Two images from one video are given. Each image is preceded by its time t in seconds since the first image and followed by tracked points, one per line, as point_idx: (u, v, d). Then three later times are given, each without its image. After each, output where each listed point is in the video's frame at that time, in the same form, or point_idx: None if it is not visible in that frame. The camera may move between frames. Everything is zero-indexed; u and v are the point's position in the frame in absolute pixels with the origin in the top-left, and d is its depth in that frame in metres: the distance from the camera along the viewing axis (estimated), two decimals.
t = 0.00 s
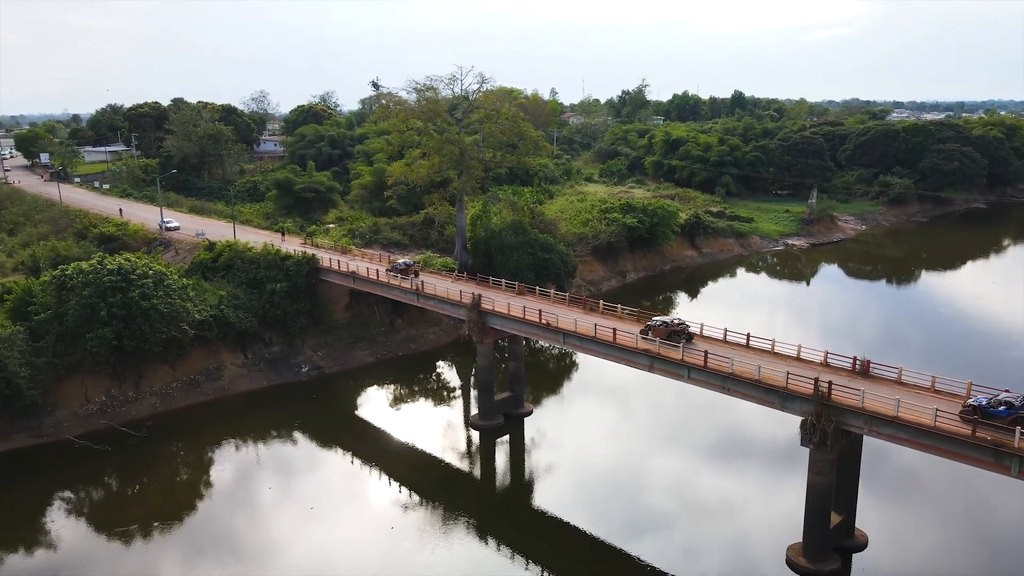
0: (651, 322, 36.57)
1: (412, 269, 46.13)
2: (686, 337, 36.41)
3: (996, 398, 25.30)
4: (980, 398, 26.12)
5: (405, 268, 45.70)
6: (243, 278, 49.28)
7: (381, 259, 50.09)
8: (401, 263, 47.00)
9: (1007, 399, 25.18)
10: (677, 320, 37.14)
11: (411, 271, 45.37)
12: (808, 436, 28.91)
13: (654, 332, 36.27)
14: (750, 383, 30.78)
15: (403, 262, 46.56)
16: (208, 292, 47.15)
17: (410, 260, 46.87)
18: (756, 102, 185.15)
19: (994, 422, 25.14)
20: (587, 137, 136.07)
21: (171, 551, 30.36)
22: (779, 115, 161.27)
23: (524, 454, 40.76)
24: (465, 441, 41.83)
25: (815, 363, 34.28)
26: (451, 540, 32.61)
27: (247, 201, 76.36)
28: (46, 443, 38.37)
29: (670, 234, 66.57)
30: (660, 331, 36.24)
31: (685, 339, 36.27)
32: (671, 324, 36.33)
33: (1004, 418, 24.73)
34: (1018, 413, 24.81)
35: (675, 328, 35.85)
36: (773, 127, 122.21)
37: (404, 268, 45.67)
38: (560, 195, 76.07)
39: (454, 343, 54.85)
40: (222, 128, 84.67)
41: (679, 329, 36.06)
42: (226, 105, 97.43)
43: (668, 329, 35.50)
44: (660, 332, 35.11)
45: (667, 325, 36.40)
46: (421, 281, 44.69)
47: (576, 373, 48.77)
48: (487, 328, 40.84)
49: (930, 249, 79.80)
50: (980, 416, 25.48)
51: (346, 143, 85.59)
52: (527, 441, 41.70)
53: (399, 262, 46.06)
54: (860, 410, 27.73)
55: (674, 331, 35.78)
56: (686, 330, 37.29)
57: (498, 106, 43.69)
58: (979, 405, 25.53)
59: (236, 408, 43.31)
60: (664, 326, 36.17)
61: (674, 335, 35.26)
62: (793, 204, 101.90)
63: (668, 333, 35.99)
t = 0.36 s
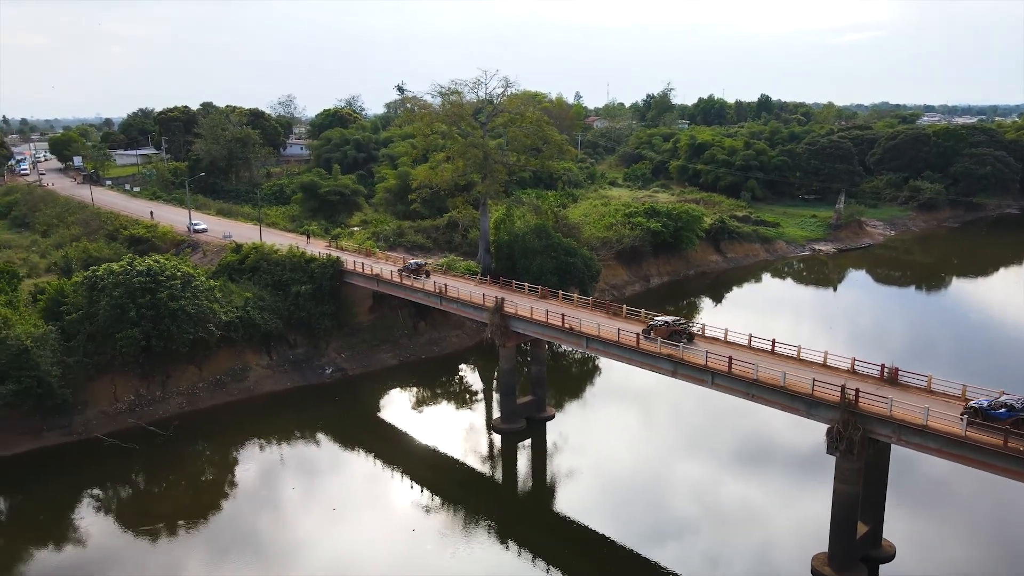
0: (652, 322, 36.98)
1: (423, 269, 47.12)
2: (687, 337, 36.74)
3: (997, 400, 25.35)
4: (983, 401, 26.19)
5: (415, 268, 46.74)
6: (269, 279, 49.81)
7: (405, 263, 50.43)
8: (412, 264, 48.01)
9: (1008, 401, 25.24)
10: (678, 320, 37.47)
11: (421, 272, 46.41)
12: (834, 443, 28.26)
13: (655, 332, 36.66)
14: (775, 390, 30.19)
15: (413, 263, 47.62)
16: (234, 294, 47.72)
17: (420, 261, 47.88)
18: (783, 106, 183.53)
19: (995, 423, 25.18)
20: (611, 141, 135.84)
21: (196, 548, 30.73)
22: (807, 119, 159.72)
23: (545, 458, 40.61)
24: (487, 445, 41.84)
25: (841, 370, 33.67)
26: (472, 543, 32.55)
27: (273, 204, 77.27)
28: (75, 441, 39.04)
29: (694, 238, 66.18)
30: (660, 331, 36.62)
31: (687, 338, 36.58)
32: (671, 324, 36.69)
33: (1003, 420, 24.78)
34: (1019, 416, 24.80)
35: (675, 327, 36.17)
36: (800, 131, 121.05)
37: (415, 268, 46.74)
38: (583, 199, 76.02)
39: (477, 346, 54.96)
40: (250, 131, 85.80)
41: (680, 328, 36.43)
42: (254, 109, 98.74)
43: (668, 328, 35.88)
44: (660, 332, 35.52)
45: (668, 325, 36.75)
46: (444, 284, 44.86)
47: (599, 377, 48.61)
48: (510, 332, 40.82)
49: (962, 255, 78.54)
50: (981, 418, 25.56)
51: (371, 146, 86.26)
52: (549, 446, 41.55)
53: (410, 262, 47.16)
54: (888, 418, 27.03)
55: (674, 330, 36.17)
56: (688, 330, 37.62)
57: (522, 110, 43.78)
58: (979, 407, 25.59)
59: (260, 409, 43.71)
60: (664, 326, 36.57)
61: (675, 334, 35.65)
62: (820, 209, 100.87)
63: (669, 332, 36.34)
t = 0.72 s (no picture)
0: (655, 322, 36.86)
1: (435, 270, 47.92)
2: (688, 338, 36.50)
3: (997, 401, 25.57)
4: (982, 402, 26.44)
5: (428, 269, 47.58)
6: (296, 282, 50.32)
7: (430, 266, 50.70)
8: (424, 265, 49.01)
9: (1007, 403, 25.50)
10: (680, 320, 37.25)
11: (433, 272, 47.28)
12: (862, 452, 27.57)
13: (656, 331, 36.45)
14: (802, 398, 29.58)
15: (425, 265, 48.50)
16: (261, 296, 48.29)
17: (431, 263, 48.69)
18: (812, 110, 181.60)
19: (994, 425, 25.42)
20: (637, 146, 135.38)
21: (222, 547, 31.10)
22: (836, 123, 157.86)
23: (568, 463, 40.44)
24: (510, 449, 41.80)
25: (870, 378, 32.97)
26: (494, 547, 32.50)
27: (301, 207, 78.11)
28: (106, 439, 39.73)
29: (721, 244, 65.65)
30: (662, 331, 36.37)
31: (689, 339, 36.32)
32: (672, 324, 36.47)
33: (1003, 421, 24.96)
34: (1017, 418, 25.04)
35: (676, 327, 35.96)
36: (830, 136, 119.62)
37: (427, 269, 47.64)
38: (609, 203, 75.82)
39: (501, 350, 55.01)
40: (278, 135, 86.88)
41: (681, 328, 36.19)
42: (283, 114, 99.97)
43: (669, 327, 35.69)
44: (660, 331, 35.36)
45: (670, 325, 36.58)
46: (468, 287, 44.95)
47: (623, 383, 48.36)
48: (535, 336, 40.74)
49: (996, 262, 77.10)
50: (982, 420, 25.78)
51: (397, 151, 86.89)
52: (572, 451, 41.36)
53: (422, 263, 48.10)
54: (919, 427, 26.29)
55: (676, 329, 35.97)
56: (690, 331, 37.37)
57: (548, 114, 43.80)
58: (978, 409, 25.92)
59: (286, 410, 44.12)
60: (666, 326, 36.43)
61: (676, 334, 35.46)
62: (849, 215, 99.65)
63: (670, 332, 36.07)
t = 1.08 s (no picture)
0: (658, 323, 37.59)
1: (446, 271, 48.94)
2: (689, 339, 37.34)
3: (996, 405, 25.70)
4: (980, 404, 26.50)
5: (439, 270, 48.61)
6: (321, 286, 50.82)
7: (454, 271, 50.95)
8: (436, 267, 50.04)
9: (1006, 407, 25.68)
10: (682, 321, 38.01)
11: (445, 274, 48.25)
12: (890, 463, 26.88)
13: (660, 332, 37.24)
14: (828, 407, 28.95)
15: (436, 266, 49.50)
16: (287, 299, 48.84)
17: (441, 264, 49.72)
18: (841, 115, 179.48)
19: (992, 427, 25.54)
20: (663, 151, 134.87)
21: (247, 547, 31.36)
22: (866, 128, 155.88)
23: (591, 470, 40.18)
24: (533, 454, 41.69)
25: (899, 388, 32.24)
26: (516, 553, 32.35)
27: (327, 211, 78.86)
28: (135, 439, 40.32)
29: (746, 250, 65.07)
30: (665, 331, 37.11)
31: (689, 340, 37.12)
32: (674, 324, 37.21)
33: (1001, 424, 25.11)
34: (1016, 421, 25.21)
35: (678, 328, 36.77)
36: (859, 141, 118.13)
37: (439, 270, 48.63)
38: (633, 209, 75.55)
39: (524, 355, 54.96)
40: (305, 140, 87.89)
41: (683, 329, 36.99)
42: (310, 119, 101.11)
43: (672, 328, 36.38)
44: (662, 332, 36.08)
45: (672, 326, 37.34)
46: (492, 292, 45.01)
47: (647, 389, 48.04)
48: (557, 342, 40.60)
49: None
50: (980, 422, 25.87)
51: (422, 155, 87.44)
52: (595, 457, 41.12)
53: (433, 265, 49.07)
54: (949, 439, 25.50)
55: (678, 330, 36.79)
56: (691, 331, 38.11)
57: (572, 119, 43.79)
58: (977, 411, 25.99)
59: (310, 413, 44.46)
60: (669, 326, 37.19)
61: (678, 335, 36.23)
62: (879, 221, 98.34)
63: (672, 332, 36.88)
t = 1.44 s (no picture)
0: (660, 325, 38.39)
1: (457, 273, 50.22)
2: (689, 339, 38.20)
3: (989, 409, 25.90)
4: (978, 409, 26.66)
5: (450, 271, 49.93)
6: (344, 290, 51.27)
7: (476, 277, 51.15)
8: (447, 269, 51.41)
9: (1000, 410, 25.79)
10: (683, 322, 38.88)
11: (456, 276, 49.52)
12: (918, 475, 26.02)
13: (661, 334, 38.09)
14: (853, 417, 28.29)
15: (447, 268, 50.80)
16: (311, 303, 49.34)
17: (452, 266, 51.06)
18: (869, 120, 177.37)
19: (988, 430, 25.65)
20: (687, 157, 134.27)
21: (270, 549, 31.54)
22: (895, 134, 153.82)
23: (612, 477, 39.88)
24: (554, 460, 41.51)
25: (928, 398, 31.42)
26: (537, 558, 32.17)
27: (352, 216, 79.54)
28: (161, 440, 40.84)
29: (772, 257, 64.43)
30: (666, 332, 37.96)
31: (690, 341, 38.02)
32: (674, 325, 38.05)
33: (995, 427, 25.21)
34: (1011, 422, 25.22)
35: (678, 329, 37.66)
36: (888, 147, 116.53)
37: (450, 272, 49.91)
38: (657, 215, 75.25)
39: (545, 361, 54.86)
40: (332, 146, 88.83)
41: (683, 330, 37.87)
42: (337, 125, 102.20)
43: (673, 329, 37.15)
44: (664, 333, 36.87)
45: (673, 327, 38.17)
46: (514, 297, 45.06)
47: (670, 396, 47.65)
48: (579, 348, 40.44)
49: None
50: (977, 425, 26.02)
51: (446, 161, 87.96)
52: (616, 464, 40.83)
53: (444, 267, 50.36)
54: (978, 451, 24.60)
55: (678, 331, 37.65)
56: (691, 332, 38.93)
57: (596, 125, 43.77)
58: (973, 414, 26.01)
59: (332, 416, 44.73)
60: (669, 327, 38.03)
61: (677, 336, 37.05)
62: (908, 228, 96.94)
63: (672, 334, 37.74)
